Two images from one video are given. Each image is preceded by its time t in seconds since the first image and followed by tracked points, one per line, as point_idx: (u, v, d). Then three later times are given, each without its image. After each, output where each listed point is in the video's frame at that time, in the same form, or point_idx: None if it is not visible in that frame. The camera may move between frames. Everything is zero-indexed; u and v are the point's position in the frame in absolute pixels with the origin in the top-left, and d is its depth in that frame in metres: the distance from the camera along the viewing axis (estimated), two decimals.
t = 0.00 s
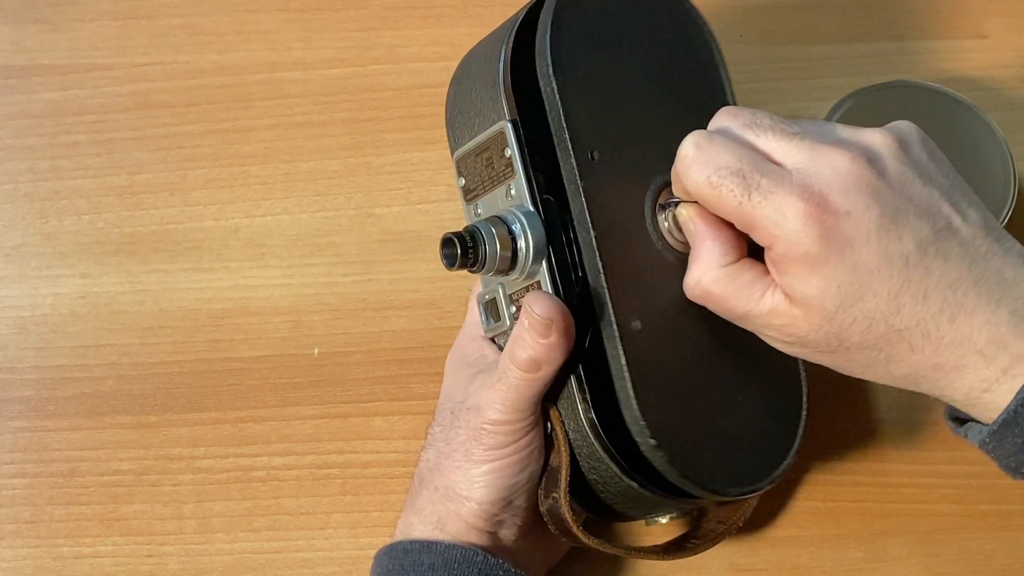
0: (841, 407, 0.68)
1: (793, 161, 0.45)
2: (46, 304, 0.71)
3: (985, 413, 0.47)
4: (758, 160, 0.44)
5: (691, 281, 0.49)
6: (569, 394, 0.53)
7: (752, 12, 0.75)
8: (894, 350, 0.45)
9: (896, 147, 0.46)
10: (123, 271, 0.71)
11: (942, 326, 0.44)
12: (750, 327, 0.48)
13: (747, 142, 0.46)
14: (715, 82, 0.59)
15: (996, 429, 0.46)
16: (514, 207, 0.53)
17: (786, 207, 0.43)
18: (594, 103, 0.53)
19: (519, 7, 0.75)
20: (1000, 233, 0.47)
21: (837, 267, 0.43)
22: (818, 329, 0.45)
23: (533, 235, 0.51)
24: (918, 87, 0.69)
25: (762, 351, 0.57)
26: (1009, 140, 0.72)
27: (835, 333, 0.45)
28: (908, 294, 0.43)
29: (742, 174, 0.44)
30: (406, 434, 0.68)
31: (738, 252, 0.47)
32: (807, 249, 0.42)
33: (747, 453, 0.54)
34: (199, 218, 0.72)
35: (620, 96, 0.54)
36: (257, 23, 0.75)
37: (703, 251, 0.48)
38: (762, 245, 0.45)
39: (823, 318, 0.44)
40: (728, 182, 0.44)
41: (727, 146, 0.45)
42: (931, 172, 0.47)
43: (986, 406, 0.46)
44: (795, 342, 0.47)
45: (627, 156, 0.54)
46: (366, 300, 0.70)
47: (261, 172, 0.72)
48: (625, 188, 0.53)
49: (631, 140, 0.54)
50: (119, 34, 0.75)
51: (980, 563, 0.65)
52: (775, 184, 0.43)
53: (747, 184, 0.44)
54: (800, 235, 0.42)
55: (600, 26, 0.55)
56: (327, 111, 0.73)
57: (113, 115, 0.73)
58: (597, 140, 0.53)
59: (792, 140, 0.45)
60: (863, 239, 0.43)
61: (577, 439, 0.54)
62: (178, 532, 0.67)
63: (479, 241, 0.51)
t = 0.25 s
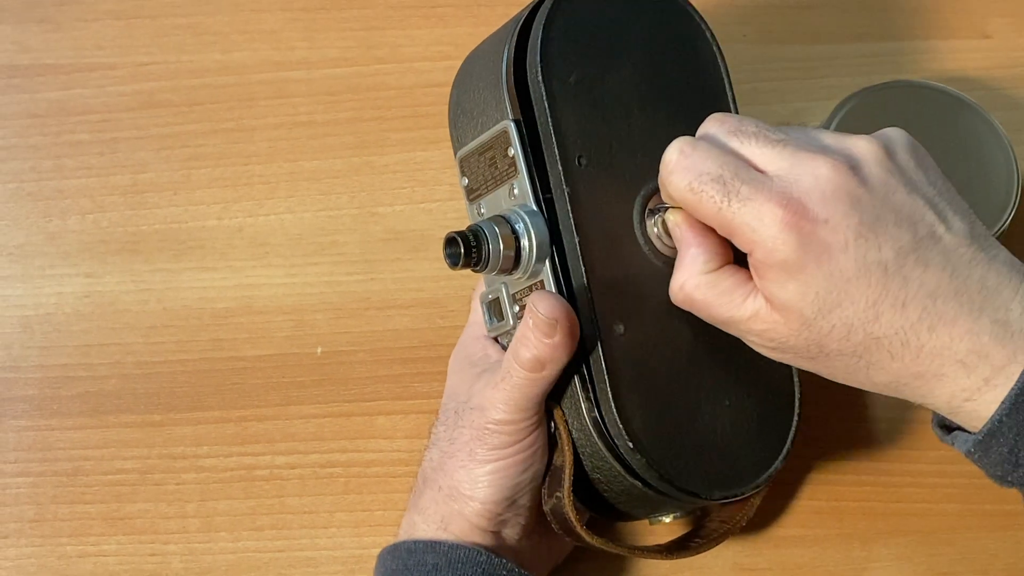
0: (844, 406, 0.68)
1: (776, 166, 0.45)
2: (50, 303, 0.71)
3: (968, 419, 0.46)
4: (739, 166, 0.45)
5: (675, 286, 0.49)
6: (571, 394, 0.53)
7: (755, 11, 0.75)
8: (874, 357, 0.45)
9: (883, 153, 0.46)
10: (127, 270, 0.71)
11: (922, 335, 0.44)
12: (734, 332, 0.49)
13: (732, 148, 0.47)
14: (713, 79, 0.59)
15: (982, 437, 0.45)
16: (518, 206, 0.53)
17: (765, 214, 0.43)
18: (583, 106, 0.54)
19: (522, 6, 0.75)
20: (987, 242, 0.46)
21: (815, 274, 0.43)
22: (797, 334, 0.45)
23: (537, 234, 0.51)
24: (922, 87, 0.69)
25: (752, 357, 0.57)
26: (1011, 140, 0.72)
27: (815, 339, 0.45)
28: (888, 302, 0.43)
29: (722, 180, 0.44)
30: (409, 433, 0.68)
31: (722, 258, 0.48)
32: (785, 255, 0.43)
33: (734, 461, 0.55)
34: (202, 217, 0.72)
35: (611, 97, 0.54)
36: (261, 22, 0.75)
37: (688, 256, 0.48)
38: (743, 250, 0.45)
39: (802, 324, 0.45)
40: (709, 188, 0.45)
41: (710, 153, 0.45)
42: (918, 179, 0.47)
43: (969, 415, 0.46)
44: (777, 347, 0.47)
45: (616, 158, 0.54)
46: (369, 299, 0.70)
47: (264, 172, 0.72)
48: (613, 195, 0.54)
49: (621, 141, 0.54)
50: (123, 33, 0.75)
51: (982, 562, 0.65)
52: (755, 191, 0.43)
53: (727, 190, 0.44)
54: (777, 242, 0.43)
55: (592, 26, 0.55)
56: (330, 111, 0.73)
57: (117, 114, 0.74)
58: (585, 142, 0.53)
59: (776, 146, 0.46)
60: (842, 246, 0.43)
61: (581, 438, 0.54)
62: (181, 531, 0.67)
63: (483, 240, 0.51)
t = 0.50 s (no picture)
0: (847, 406, 0.68)
1: (771, 163, 0.45)
2: (55, 303, 0.71)
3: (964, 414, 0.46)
4: (735, 163, 0.45)
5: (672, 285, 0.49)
6: (577, 394, 0.53)
7: (759, 10, 0.75)
8: (871, 353, 0.45)
9: (877, 150, 0.47)
10: (132, 269, 0.71)
11: (919, 329, 0.44)
12: (732, 330, 0.49)
13: (727, 146, 0.47)
14: (706, 85, 0.59)
15: (980, 432, 0.45)
16: (525, 207, 0.54)
17: (760, 210, 0.43)
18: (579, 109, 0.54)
19: (526, 6, 0.75)
20: (981, 237, 0.46)
21: (810, 269, 0.43)
22: (795, 330, 0.45)
23: (543, 235, 0.52)
24: (927, 87, 0.69)
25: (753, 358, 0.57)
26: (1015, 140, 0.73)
27: (812, 335, 0.45)
28: (884, 297, 0.43)
29: (718, 178, 0.45)
30: (413, 433, 0.68)
31: (718, 257, 0.48)
32: (781, 251, 0.43)
33: (735, 461, 0.55)
34: (207, 217, 0.72)
35: (607, 101, 0.55)
36: (265, 22, 0.75)
37: (684, 256, 0.49)
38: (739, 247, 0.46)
39: (799, 320, 0.45)
40: (705, 186, 0.45)
41: (705, 151, 0.46)
42: (912, 176, 0.47)
43: (967, 410, 0.46)
44: (774, 344, 0.47)
45: (612, 163, 0.54)
46: (373, 299, 0.70)
47: (269, 171, 0.72)
48: (612, 199, 0.54)
49: (617, 145, 0.54)
50: (128, 33, 0.75)
51: (985, 561, 0.66)
52: (750, 187, 0.44)
53: (722, 187, 0.44)
54: (773, 237, 0.43)
55: (588, 31, 0.55)
56: (335, 110, 0.73)
57: (121, 114, 0.74)
58: (581, 146, 0.53)
59: (771, 143, 0.46)
60: (837, 241, 0.43)
61: (586, 439, 0.54)
62: (186, 530, 0.67)
63: (490, 241, 0.52)
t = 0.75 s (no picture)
0: (851, 406, 0.68)
1: (765, 173, 0.45)
2: (60, 302, 0.71)
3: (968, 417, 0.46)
4: (729, 174, 0.45)
5: (675, 295, 0.50)
6: (586, 401, 0.53)
7: (763, 10, 0.75)
8: (874, 357, 0.45)
9: (870, 157, 0.47)
10: (137, 269, 0.71)
11: (919, 333, 0.44)
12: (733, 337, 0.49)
13: (721, 157, 0.47)
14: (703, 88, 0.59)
15: (982, 435, 0.46)
16: (534, 210, 0.53)
17: (757, 221, 0.43)
18: (578, 118, 0.54)
19: (530, 6, 0.75)
20: (978, 239, 0.46)
21: (808, 276, 0.43)
22: (796, 337, 0.46)
23: (553, 238, 0.51)
24: (931, 87, 0.69)
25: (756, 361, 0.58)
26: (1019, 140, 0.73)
27: (813, 341, 0.45)
28: (883, 302, 0.44)
29: (713, 190, 0.45)
30: (418, 432, 0.68)
31: (719, 265, 0.49)
32: (779, 260, 0.43)
33: (733, 466, 0.55)
34: (212, 217, 0.72)
35: (608, 109, 0.55)
36: (270, 23, 0.75)
37: (683, 266, 0.49)
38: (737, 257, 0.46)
39: (800, 327, 0.45)
40: (701, 198, 0.45)
41: (699, 163, 0.46)
42: (908, 180, 0.47)
43: (971, 412, 0.46)
44: (777, 350, 0.47)
45: (612, 170, 0.54)
46: (378, 299, 0.70)
47: (273, 171, 0.72)
48: (612, 206, 0.54)
49: (617, 154, 0.54)
50: (133, 33, 0.75)
51: (989, 561, 0.66)
52: (745, 198, 0.44)
53: (718, 199, 0.44)
54: (771, 247, 0.43)
55: (587, 39, 0.55)
56: (339, 110, 0.73)
57: (126, 114, 0.74)
58: (581, 155, 0.54)
59: (764, 153, 0.46)
60: (834, 249, 0.43)
61: (595, 443, 0.54)
62: (191, 529, 0.67)
63: (500, 245, 0.52)
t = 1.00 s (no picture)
0: (852, 404, 0.68)
1: (787, 153, 0.46)
2: (60, 300, 0.71)
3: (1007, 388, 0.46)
4: (753, 156, 0.46)
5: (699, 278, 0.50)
6: (585, 399, 0.53)
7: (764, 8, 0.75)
8: (911, 326, 0.45)
9: (889, 135, 0.48)
10: (136, 267, 0.71)
11: (955, 300, 0.44)
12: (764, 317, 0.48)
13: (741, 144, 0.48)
14: (700, 85, 0.59)
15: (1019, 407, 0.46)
16: (531, 210, 0.53)
17: (784, 195, 0.44)
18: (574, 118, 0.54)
19: (531, 4, 0.75)
20: (1004, 206, 0.47)
21: (840, 246, 0.43)
22: (830, 311, 0.45)
23: (551, 237, 0.51)
24: (933, 85, 0.68)
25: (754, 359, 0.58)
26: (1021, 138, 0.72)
27: (849, 315, 0.45)
28: (917, 269, 0.43)
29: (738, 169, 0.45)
30: (418, 430, 0.68)
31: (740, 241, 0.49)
32: (808, 232, 0.43)
33: (733, 464, 0.55)
34: (212, 215, 0.72)
35: (604, 108, 0.55)
36: (271, 20, 0.75)
37: (703, 243, 0.49)
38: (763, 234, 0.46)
39: (833, 301, 0.44)
40: (726, 179, 0.46)
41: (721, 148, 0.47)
42: (929, 155, 0.48)
43: (1010, 380, 0.46)
44: (811, 327, 0.47)
45: (609, 169, 0.54)
46: (378, 297, 0.70)
47: (274, 169, 0.72)
48: (609, 206, 0.54)
49: (614, 152, 0.54)
50: (133, 30, 0.75)
51: (991, 559, 0.66)
52: (771, 175, 0.44)
53: (742, 177, 0.45)
54: (799, 221, 0.43)
55: (582, 38, 0.55)
56: (340, 108, 0.73)
57: (126, 111, 0.74)
58: (578, 154, 0.53)
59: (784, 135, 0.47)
60: (862, 218, 0.43)
61: (595, 442, 0.54)
62: (191, 527, 0.67)
63: (498, 244, 0.51)
